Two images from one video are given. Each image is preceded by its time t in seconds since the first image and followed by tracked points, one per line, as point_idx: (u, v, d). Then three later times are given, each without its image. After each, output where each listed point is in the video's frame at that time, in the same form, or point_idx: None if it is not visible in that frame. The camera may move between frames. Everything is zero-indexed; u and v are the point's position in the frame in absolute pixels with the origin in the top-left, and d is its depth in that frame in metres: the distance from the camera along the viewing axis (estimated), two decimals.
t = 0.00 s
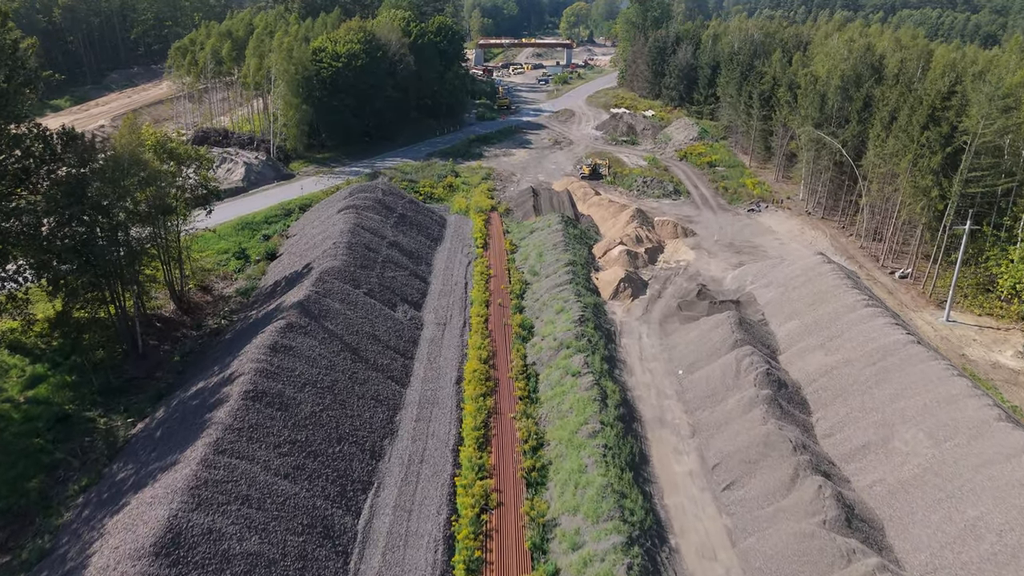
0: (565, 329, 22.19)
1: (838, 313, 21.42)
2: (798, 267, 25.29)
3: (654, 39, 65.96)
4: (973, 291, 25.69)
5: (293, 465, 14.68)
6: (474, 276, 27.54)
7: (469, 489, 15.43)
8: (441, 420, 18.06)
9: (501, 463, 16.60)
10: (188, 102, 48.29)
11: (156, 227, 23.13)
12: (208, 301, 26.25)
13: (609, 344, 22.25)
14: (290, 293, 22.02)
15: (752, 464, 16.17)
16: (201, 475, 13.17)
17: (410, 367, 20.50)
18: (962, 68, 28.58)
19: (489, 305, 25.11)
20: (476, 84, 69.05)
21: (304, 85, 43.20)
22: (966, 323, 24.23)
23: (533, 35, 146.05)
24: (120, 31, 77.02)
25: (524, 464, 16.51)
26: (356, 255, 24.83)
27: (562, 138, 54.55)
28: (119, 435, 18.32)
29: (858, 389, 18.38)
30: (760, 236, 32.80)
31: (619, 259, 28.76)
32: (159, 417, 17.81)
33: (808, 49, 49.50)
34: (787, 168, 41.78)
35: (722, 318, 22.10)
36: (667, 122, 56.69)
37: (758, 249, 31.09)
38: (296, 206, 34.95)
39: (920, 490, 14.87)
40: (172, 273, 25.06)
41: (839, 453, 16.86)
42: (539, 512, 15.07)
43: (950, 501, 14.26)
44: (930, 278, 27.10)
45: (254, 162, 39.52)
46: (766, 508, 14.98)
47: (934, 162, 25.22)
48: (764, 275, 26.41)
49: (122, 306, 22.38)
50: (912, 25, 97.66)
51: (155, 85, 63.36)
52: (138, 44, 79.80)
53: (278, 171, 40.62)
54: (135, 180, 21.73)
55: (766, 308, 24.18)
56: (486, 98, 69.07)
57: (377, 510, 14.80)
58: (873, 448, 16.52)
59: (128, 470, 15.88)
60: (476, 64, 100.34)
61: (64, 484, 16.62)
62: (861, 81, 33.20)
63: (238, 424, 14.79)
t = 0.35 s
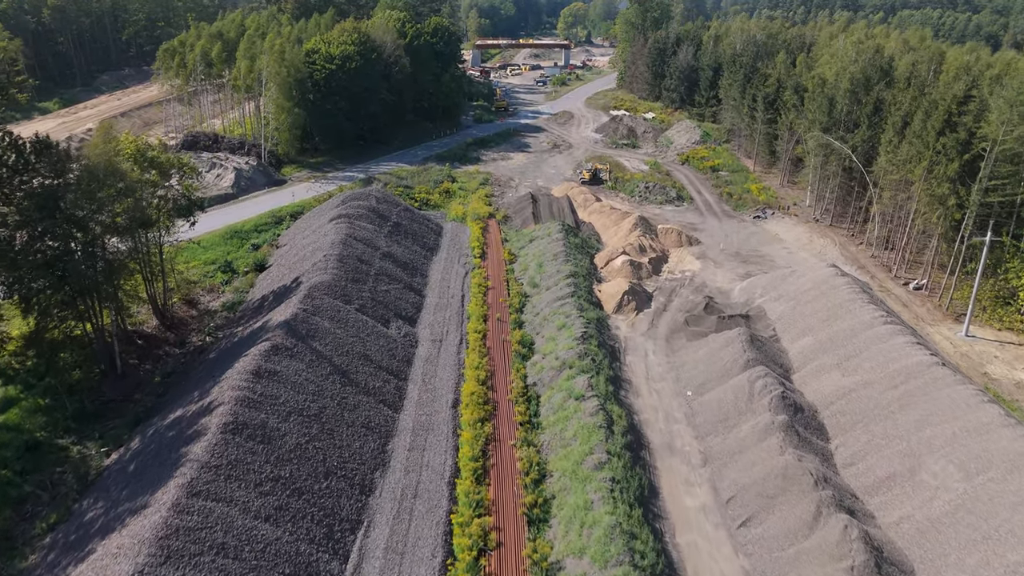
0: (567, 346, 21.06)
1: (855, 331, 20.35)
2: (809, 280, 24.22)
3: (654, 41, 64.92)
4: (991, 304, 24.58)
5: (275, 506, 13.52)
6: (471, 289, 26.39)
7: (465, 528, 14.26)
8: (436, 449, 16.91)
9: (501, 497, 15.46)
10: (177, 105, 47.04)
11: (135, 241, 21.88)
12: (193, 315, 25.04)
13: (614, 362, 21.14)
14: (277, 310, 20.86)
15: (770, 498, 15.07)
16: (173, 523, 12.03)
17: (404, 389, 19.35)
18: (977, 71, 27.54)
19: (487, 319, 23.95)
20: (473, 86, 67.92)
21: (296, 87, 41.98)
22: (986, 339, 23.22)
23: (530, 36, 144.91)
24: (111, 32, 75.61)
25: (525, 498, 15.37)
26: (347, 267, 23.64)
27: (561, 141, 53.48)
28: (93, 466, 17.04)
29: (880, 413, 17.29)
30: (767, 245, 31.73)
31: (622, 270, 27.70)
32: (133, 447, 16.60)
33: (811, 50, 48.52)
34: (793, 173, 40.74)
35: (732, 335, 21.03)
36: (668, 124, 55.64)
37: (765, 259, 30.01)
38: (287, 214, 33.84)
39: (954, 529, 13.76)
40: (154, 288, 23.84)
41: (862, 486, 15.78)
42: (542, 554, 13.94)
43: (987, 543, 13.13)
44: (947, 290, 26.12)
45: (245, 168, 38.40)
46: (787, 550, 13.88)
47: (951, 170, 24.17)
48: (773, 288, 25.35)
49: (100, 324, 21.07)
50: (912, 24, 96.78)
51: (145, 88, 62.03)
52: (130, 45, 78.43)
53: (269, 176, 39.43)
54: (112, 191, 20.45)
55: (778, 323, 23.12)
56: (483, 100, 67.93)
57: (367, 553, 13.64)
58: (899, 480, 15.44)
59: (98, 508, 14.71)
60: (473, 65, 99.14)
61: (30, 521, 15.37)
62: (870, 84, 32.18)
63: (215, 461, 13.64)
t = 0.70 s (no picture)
0: (570, 366, 19.94)
1: (874, 350, 19.30)
2: (822, 293, 23.15)
3: (654, 41, 63.87)
4: (1012, 318, 23.30)
5: (254, 554, 12.39)
6: (469, 302, 25.25)
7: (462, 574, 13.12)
8: (431, 482, 15.77)
9: (500, 536, 14.33)
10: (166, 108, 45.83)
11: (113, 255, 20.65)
12: (176, 331, 23.89)
13: (620, 383, 20.03)
14: (263, 329, 19.69)
15: (791, 538, 13.97)
16: None
17: (397, 414, 18.22)
18: (995, 74, 26.50)
19: (485, 336, 22.83)
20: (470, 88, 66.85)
21: (288, 91, 40.79)
22: (1008, 355, 22.18)
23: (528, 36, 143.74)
24: (102, 33, 74.27)
25: (527, 538, 14.25)
26: (338, 282, 22.48)
27: (560, 144, 52.41)
28: (62, 500, 15.86)
29: (905, 441, 16.22)
30: (775, 254, 30.67)
31: (626, 282, 26.64)
32: (106, 482, 15.46)
33: (816, 52, 47.47)
34: (799, 178, 39.70)
35: (744, 354, 19.94)
36: (669, 127, 54.59)
37: (774, 269, 28.94)
38: (278, 222, 32.70)
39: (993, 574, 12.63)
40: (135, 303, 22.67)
41: (888, 523, 14.70)
42: None
43: None
44: (965, 303, 25.10)
45: (235, 173, 37.27)
46: None
47: (971, 177, 23.12)
48: (784, 301, 24.29)
49: (76, 343, 19.87)
50: (912, 23, 95.83)
51: (135, 90, 60.71)
52: (121, 46, 77.09)
53: (260, 182, 38.29)
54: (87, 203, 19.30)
55: (790, 339, 22.06)
56: (480, 102, 66.84)
57: None
58: (929, 516, 14.35)
59: (64, 553, 13.57)
60: (470, 65, 97.97)
61: None
62: (881, 87, 31.14)
63: (189, 505, 12.51)
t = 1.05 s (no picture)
0: (574, 388, 18.79)
1: (896, 372, 18.22)
2: (837, 308, 22.07)
3: (655, 42, 62.79)
4: None
5: None
6: (466, 316, 24.11)
7: None
8: (425, 519, 14.62)
9: None
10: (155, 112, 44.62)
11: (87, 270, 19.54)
12: (158, 349, 22.74)
13: (626, 407, 18.90)
14: (247, 351, 18.52)
15: None
16: None
17: (390, 442, 17.07)
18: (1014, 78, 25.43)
19: (484, 354, 21.67)
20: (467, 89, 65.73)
21: (280, 93, 39.60)
22: None
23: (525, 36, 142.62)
24: (93, 33, 72.88)
25: None
26: (328, 298, 21.32)
27: (560, 148, 51.32)
28: (28, 540, 14.45)
29: (933, 474, 15.14)
30: (783, 264, 29.61)
31: (631, 295, 25.55)
32: (74, 522, 14.28)
33: (821, 53, 46.41)
34: (806, 183, 38.64)
35: (758, 375, 18.86)
36: (671, 129, 53.53)
37: (783, 280, 27.88)
38: (269, 230, 31.62)
39: None
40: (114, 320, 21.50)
41: (919, 565, 13.63)
42: None
43: None
44: (985, 317, 24.00)
45: (225, 179, 36.12)
46: None
47: (992, 186, 22.04)
48: (797, 316, 23.21)
49: (50, 365, 18.72)
50: (913, 23, 94.88)
51: (125, 92, 59.45)
52: (112, 47, 75.75)
53: (251, 188, 37.13)
54: (59, 216, 18.12)
55: (805, 357, 20.97)
56: (478, 104, 65.74)
57: None
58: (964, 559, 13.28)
59: None
60: (468, 66, 96.87)
61: None
62: (893, 91, 30.06)
63: (157, 558, 11.38)
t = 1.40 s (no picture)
0: (578, 413, 17.67)
1: (920, 397, 17.13)
2: (854, 325, 20.99)
3: (656, 43, 61.69)
4: None
5: None
6: (464, 332, 22.96)
7: None
8: (418, 563, 13.48)
9: None
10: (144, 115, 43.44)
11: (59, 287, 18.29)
12: (139, 368, 21.57)
13: (633, 433, 17.81)
14: (230, 375, 17.35)
15: None
16: None
17: (381, 475, 15.91)
18: None
19: (482, 374, 20.53)
20: (465, 91, 64.67)
21: (272, 96, 38.41)
22: None
23: (523, 37, 141.54)
24: (84, 34, 71.54)
25: None
26: (318, 315, 20.14)
27: (559, 151, 50.24)
28: None
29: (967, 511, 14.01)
30: (792, 274, 28.55)
31: (635, 309, 24.48)
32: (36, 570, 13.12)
33: (827, 54, 45.34)
34: (813, 189, 37.59)
35: (773, 399, 17.76)
36: (673, 132, 52.44)
37: (793, 291, 26.82)
38: (259, 239, 30.51)
39: None
40: (91, 338, 20.35)
41: None
42: None
43: None
44: (1006, 332, 22.91)
45: (214, 185, 34.97)
46: None
47: (1017, 196, 20.93)
48: (811, 332, 22.13)
49: (20, 389, 17.49)
50: (915, 23, 93.93)
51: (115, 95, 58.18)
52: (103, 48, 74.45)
53: (242, 195, 35.96)
54: (26, 233, 16.83)
55: (821, 377, 19.90)
56: (476, 106, 64.62)
57: None
58: None
59: None
60: (465, 67, 95.71)
61: None
62: (906, 95, 29.01)
63: None
